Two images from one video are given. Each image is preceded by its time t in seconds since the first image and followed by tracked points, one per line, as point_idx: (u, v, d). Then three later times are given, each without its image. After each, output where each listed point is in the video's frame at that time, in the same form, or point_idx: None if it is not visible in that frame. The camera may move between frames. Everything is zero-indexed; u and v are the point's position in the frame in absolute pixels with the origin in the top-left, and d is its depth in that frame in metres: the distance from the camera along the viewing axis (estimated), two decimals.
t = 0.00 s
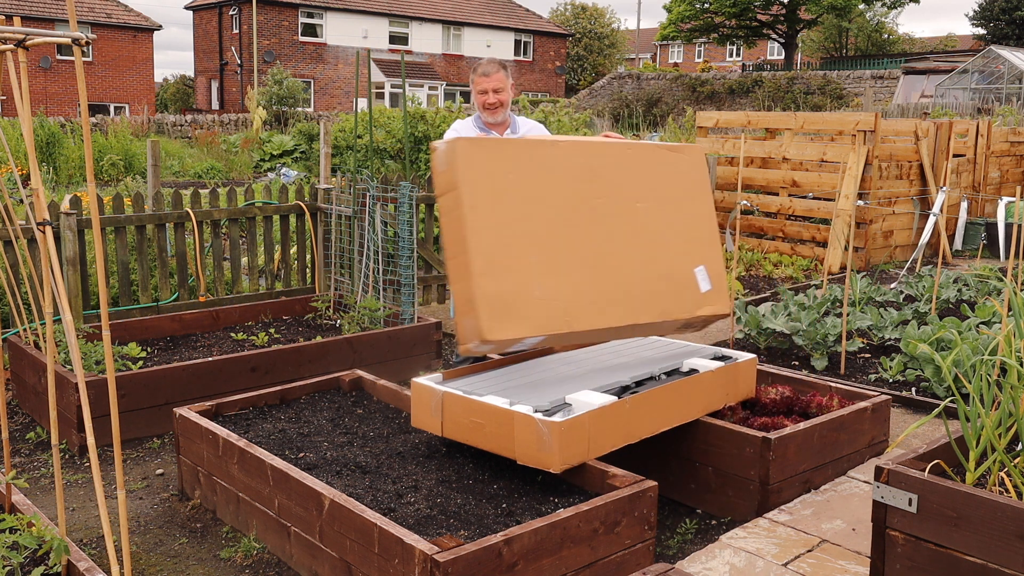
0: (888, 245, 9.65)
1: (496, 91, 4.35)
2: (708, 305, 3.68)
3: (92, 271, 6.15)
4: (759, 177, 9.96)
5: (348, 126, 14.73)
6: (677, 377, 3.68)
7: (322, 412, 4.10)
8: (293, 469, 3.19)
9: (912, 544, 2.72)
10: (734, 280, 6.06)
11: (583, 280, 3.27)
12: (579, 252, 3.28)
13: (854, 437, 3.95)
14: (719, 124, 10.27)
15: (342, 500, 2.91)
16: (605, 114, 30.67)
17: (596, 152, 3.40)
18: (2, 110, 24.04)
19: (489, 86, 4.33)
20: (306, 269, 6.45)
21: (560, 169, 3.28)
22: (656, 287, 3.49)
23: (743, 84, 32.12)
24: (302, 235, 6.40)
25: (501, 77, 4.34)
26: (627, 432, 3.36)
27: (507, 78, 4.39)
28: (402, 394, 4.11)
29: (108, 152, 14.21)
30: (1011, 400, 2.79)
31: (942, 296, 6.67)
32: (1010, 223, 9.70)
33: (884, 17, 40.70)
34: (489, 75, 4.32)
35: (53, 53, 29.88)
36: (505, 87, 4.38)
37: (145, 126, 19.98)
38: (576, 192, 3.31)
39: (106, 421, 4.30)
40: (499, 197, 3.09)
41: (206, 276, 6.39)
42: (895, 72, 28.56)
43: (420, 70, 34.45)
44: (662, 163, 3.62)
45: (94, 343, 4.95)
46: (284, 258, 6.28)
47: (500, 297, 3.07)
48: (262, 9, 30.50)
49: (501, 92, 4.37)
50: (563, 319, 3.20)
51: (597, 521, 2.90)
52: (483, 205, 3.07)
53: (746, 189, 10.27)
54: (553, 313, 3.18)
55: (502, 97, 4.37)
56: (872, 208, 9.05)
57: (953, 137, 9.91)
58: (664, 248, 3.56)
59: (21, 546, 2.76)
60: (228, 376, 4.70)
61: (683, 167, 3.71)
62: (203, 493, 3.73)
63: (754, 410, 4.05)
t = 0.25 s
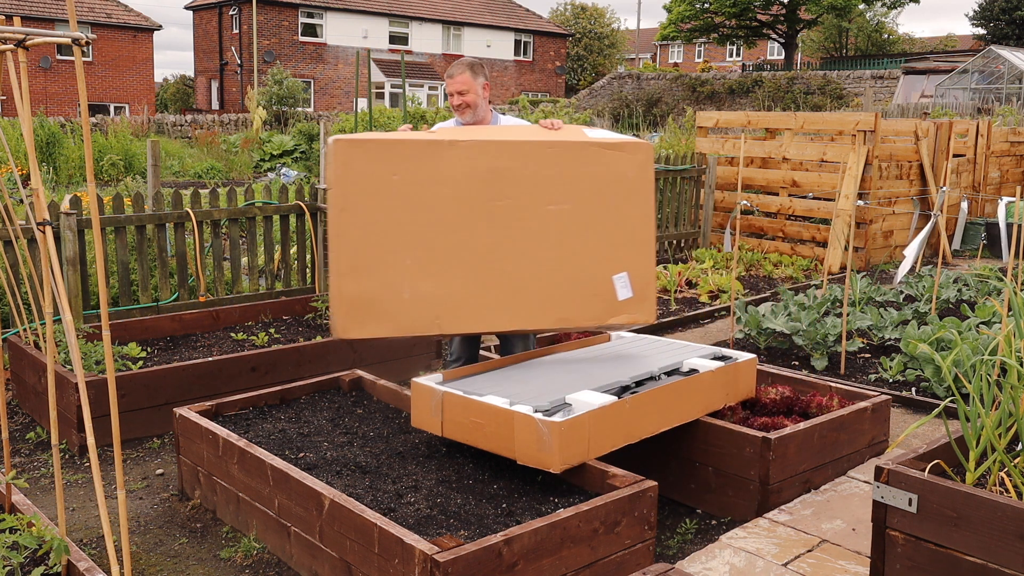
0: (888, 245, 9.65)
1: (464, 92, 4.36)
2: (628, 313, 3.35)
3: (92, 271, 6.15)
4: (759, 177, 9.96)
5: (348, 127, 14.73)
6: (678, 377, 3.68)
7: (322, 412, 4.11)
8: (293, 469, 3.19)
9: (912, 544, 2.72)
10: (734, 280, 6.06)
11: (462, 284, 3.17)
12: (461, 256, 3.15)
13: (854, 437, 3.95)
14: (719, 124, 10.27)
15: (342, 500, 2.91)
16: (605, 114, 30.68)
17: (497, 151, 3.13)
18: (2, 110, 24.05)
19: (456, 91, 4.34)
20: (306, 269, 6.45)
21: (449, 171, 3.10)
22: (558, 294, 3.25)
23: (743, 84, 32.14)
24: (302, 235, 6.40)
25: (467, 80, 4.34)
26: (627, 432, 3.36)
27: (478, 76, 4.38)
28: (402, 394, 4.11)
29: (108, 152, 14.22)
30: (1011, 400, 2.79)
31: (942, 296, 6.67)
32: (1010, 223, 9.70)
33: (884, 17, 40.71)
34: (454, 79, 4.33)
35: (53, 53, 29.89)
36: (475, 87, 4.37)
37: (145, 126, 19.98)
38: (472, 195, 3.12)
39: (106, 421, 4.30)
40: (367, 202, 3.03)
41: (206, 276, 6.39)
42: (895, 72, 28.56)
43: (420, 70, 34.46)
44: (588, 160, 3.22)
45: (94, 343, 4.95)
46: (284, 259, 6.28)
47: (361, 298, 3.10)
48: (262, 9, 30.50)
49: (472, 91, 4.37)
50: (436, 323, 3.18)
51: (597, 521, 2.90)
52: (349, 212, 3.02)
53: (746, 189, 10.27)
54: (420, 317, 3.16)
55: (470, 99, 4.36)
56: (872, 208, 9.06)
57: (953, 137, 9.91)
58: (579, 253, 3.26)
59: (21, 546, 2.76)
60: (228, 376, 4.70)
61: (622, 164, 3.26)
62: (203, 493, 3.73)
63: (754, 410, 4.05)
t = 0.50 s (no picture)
0: (888, 245, 9.65)
1: (453, 94, 4.17)
2: (576, 315, 3.40)
3: (92, 271, 6.14)
4: (759, 177, 9.96)
5: (348, 127, 14.72)
6: (678, 377, 3.68)
7: (322, 412, 4.11)
8: (293, 469, 3.19)
9: (912, 544, 2.71)
10: (734, 280, 6.05)
11: (406, 285, 3.44)
12: (406, 260, 3.42)
13: (854, 437, 3.95)
14: (719, 124, 10.27)
15: (342, 500, 2.91)
16: (605, 114, 30.68)
17: (428, 161, 3.33)
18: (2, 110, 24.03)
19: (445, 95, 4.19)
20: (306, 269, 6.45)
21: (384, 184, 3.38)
22: (498, 296, 3.39)
23: (743, 84, 32.15)
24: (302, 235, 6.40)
25: (454, 81, 4.15)
26: (627, 432, 3.36)
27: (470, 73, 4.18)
28: (402, 394, 4.11)
29: (108, 152, 14.21)
30: (1010, 400, 2.79)
31: (942, 296, 6.67)
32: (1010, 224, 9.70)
33: (884, 17, 40.71)
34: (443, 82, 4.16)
35: (53, 53, 29.88)
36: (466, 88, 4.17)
37: (145, 126, 19.97)
38: (403, 204, 3.38)
39: (106, 421, 4.30)
40: (308, 218, 3.47)
41: (206, 276, 6.39)
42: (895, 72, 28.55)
43: (420, 70, 34.46)
44: (522, 164, 3.29)
45: (94, 343, 4.95)
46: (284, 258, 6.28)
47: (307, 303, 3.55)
48: (262, 9, 30.49)
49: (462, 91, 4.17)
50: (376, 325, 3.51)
51: (597, 521, 2.90)
52: (291, 226, 3.48)
53: (746, 189, 10.27)
54: (365, 318, 3.51)
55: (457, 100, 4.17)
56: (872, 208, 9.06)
57: (953, 137, 9.91)
58: (521, 256, 3.36)
59: (21, 546, 2.76)
60: (228, 376, 4.70)
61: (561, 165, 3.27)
62: (203, 493, 3.73)
63: (754, 410, 4.05)
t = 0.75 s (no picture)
0: (888, 245, 9.65)
1: (462, 95, 4.18)
2: (529, 322, 3.22)
3: (92, 271, 6.15)
4: (759, 177, 9.95)
5: (348, 127, 14.73)
6: (678, 377, 3.69)
7: (322, 412, 4.11)
8: (293, 469, 3.19)
9: (912, 544, 2.71)
10: (733, 280, 6.05)
11: (385, 284, 3.41)
12: (385, 259, 3.39)
13: (855, 437, 3.95)
14: (719, 124, 10.27)
15: (342, 500, 2.91)
16: (605, 114, 30.68)
17: (400, 162, 3.29)
18: (2, 110, 24.03)
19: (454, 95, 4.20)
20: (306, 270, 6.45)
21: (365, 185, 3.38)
22: (460, 299, 3.29)
23: (743, 84, 32.14)
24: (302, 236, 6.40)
25: (463, 82, 4.17)
26: (627, 432, 3.36)
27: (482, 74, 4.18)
28: (402, 394, 4.11)
29: (108, 152, 14.21)
30: (1010, 400, 2.80)
31: (942, 296, 6.67)
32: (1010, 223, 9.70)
33: (885, 17, 40.73)
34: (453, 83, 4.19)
35: (53, 53, 29.89)
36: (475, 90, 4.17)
37: (145, 126, 19.97)
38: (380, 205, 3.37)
39: (106, 421, 4.30)
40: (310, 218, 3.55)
41: (206, 276, 6.38)
42: (895, 72, 28.55)
43: (420, 71, 34.46)
44: (473, 163, 3.17)
45: (94, 343, 4.95)
46: (284, 258, 6.28)
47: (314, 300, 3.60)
48: (262, 9, 30.49)
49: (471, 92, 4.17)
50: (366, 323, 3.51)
51: (597, 521, 2.90)
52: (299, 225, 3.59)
53: (746, 189, 10.27)
54: (358, 314, 3.50)
55: (466, 101, 4.16)
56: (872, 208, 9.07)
57: (953, 137, 9.91)
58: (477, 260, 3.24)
59: (21, 546, 2.76)
60: (228, 376, 4.70)
61: (508, 165, 3.13)
62: (203, 493, 3.73)
63: (754, 410, 4.05)
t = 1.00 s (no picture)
0: (888, 245, 9.65)
1: (473, 96, 4.02)
2: (409, 328, 3.23)
3: (92, 271, 6.14)
4: (759, 177, 9.95)
5: (348, 127, 14.73)
6: (678, 377, 3.69)
7: (322, 412, 4.10)
8: (293, 469, 3.19)
9: (912, 544, 2.71)
10: (734, 280, 6.05)
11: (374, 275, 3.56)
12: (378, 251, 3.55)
13: (854, 437, 3.95)
14: (719, 124, 10.27)
15: (342, 500, 2.91)
16: (605, 114, 30.67)
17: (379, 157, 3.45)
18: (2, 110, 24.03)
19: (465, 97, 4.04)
20: (306, 269, 6.45)
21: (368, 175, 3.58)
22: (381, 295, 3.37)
23: (743, 84, 32.12)
24: (302, 235, 6.40)
25: (474, 83, 4.01)
26: (627, 432, 3.36)
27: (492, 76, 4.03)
28: (402, 394, 4.11)
29: (108, 152, 14.21)
30: (1010, 400, 2.80)
31: (942, 297, 6.67)
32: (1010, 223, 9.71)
33: (885, 17, 40.73)
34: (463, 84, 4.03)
35: (53, 53, 29.90)
36: (485, 92, 4.02)
37: (145, 126, 19.97)
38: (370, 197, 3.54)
39: (106, 421, 4.30)
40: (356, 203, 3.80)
41: (206, 276, 6.38)
42: (895, 72, 28.55)
43: (420, 71, 34.47)
44: (389, 163, 3.25)
45: (94, 343, 4.95)
46: (284, 258, 6.28)
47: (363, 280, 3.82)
48: (262, 9, 30.49)
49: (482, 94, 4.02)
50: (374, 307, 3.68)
51: (597, 521, 2.90)
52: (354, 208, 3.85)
53: (746, 189, 10.27)
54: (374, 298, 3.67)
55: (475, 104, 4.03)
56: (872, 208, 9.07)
57: (953, 137, 9.91)
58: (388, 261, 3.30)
59: (21, 546, 2.76)
60: (228, 376, 4.70)
61: (403, 173, 3.14)
62: (203, 493, 3.73)
63: (754, 410, 4.05)
